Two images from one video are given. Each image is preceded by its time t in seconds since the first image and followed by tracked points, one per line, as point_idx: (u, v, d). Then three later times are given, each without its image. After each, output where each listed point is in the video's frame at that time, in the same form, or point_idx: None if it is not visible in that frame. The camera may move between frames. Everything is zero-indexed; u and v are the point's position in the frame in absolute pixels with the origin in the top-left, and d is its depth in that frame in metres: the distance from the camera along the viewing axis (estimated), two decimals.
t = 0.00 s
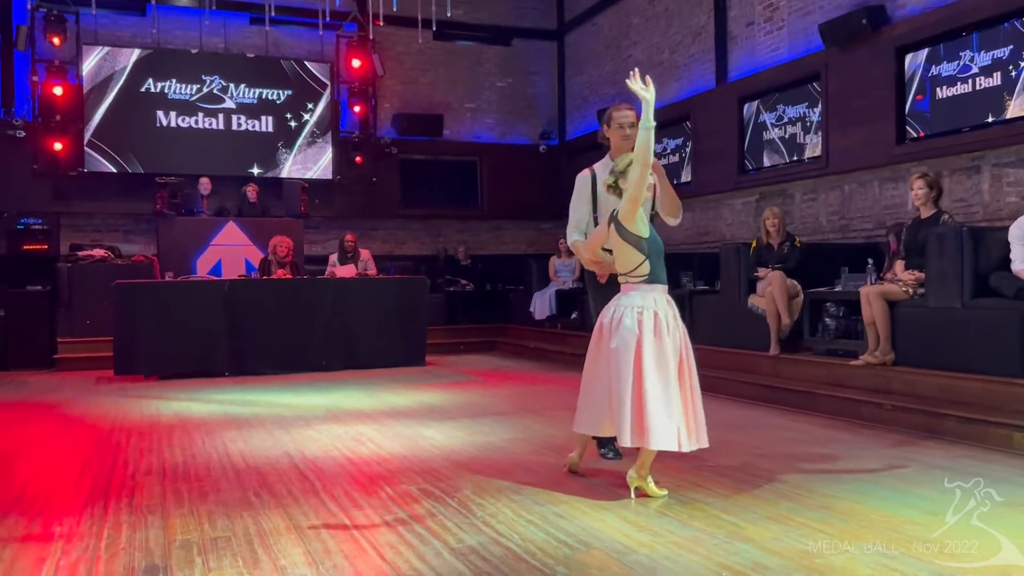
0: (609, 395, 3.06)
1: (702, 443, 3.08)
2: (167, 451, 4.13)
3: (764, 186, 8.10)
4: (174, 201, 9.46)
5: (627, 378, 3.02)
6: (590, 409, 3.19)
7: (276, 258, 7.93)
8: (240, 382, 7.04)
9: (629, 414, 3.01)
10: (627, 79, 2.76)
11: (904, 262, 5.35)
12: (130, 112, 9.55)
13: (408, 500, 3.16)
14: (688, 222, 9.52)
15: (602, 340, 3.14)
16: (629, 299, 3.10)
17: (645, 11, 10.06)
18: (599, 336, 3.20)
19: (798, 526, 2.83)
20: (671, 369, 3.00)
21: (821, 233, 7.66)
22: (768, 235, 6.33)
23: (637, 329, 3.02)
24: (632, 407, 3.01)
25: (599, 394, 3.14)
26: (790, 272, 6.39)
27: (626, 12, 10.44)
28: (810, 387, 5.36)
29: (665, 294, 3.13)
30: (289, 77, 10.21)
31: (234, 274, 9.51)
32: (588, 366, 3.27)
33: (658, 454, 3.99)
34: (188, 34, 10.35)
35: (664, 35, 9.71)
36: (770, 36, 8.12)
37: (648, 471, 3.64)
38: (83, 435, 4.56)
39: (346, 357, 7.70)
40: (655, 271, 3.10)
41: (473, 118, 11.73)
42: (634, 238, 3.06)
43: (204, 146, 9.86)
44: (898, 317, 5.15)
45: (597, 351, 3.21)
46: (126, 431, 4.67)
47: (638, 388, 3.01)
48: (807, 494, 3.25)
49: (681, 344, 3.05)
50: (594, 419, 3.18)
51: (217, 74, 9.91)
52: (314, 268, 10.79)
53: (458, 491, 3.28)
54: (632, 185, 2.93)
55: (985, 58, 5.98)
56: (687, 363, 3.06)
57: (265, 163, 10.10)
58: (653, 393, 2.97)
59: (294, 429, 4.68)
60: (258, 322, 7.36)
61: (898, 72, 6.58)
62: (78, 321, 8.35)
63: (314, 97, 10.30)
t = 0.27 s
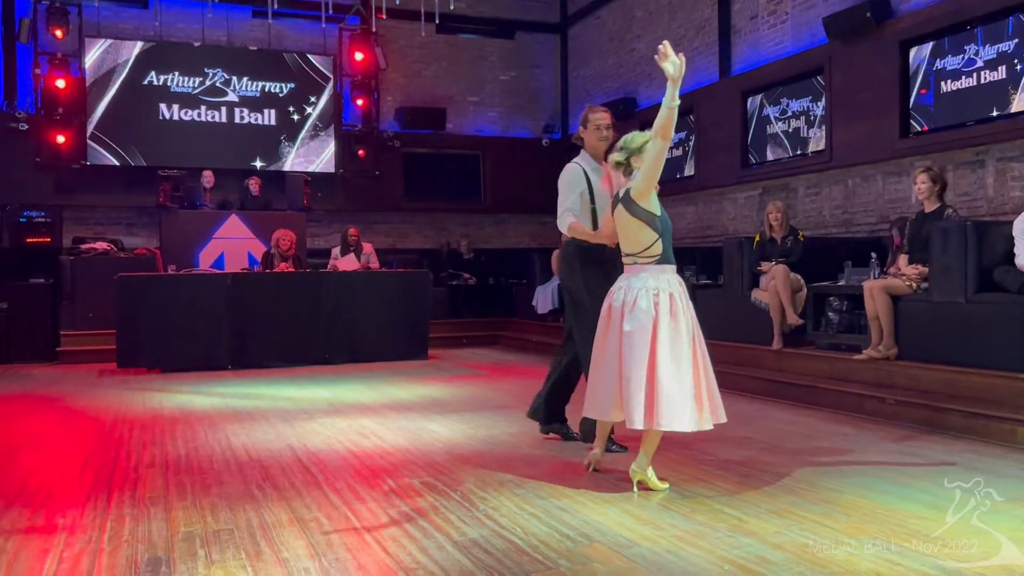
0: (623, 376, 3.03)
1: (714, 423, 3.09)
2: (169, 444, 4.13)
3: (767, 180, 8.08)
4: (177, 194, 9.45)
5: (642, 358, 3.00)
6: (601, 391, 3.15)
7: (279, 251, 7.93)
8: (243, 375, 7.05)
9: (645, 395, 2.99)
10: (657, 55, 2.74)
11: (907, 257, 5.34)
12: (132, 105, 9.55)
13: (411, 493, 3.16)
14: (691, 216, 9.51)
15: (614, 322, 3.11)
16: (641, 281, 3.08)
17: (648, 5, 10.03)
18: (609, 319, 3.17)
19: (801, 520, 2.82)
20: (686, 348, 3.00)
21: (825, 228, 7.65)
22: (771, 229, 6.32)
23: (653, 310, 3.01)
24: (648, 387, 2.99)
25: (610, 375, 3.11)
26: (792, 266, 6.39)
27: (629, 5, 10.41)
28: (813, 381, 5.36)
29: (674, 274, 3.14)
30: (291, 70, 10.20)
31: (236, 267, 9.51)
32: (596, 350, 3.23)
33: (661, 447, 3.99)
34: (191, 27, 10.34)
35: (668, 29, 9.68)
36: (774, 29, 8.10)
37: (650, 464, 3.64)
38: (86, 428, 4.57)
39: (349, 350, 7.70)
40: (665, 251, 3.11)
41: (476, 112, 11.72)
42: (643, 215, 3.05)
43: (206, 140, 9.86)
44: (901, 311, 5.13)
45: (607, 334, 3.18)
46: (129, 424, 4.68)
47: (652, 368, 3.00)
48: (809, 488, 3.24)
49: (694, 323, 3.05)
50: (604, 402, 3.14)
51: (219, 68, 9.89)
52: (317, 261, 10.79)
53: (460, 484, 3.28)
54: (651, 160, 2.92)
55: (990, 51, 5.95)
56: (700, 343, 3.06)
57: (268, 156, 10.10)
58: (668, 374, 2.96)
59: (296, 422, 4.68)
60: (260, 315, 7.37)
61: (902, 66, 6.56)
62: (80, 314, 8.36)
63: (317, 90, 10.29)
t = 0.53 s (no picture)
0: (636, 371, 3.02)
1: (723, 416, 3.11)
2: (171, 439, 4.14)
3: (769, 175, 8.07)
4: (179, 189, 9.41)
5: (655, 354, 3.01)
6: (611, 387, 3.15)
7: (281, 247, 7.93)
8: (245, 370, 7.06)
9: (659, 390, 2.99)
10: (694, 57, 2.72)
11: (909, 252, 5.33)
12: (134, 100, 9.54)
13: (412, 489, 3.16)
14: (693, 211, 9.50)
15: (623, 318, 3.10)
16: (650, 276, 3.07)
17: None
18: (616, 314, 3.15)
19: (802, 516, 2.82)
20: (698, 342, 3.00)
21: (827, 223, 7.64)
22: (773, 225, 6.31)
23: (666, 306, 3.00)
24: (662, 383, 2.99)
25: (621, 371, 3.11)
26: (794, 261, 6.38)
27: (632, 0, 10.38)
28: (815, 377, 5.36)
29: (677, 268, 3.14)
30: (293, 65, 10.19)
31: (239, 262, 9.52)
32: (603, 344, 3.21)
33: (662, 443, 3.99)
34: (193, 22, 10.33)
35: (670, 24, 9.66)
36: (777, 24, 8.08)
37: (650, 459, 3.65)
38: (88, 423, 4.57)
39: (351, 345, 7.71)
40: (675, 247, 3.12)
41: (478, 107, 11.70)
42: (657, 210, 3.05)
43: (208, 135, 9.85)
44: (903, 306, 5.12)
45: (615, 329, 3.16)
46: (131, 419, 4.68)
47: (665, 363, 3.00)
48: (811, 484, 3.24)
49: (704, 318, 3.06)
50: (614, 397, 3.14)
51: (221, 62, 9.89)
52: (319, 257, 10.79)
53: (461, 479, 3.28)
54: (672, 157, 2.91)
55: (993, 47, 5.94)
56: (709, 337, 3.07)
57: (270, 151, 10.10)
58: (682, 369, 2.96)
59: (298, 417, 4.69)
60: (262, 310, 7.37)
61: (905, 61, 6.54)
62: (83, 309, 8.36)
63: (319, 84, 10.27)
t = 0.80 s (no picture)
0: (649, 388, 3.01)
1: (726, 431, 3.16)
2: (174, 435, 4.15)
3: (772, 172, 8.06)
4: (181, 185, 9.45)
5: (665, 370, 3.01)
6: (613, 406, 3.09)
7: (283, 243, 7.93)
8: (247, 366, 7.07)
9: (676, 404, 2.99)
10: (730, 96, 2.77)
11: (912, 249, 5.32)
12: (137, 96, 9.54)
13: (414, 485, 3.17)
14: (695, 208, 9.50)
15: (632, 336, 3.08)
16: (656, 295, 3.09)
17: None
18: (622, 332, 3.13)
19: (804, 513, 2.82)
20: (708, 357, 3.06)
21: (830, 220, 7.64)
22: (775, 221, 6.30)
23: (679, 322, 3.03)
24: (679, 401, 3.00)
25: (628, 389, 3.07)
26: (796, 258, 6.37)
27: None
28: (817, 373, 5.37)
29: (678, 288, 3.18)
30: (296, 61, 10.18)
31: (241, 258, 9.53)
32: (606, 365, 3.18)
33: (664, 440, 3.99)
34: (195, 18, 10.33)
35: (673, 20, 9.65)
36: (779, 21, 8.07)
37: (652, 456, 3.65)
38: (91, 419, 4.58)
39: (353, 342, 7.71)
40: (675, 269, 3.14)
41: (480, 103, 11.70)
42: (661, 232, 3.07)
43: (211, 131, 9.86)
44: (906, 303, 5.11)
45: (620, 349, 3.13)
46: (134, 415, 4.69)
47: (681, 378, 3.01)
48: (813, 481, 3.24)
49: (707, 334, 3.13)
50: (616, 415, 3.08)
51: (224, 59, 9.89)
52: (321, 253, 10.79)
53: (463, 476, 3.28)
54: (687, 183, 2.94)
55: (996, 43, 5.92)
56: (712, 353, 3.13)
57: (272, 148, 10.10)
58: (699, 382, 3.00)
59: (300, 414, 4.69)
60: (264, 307, 7.38)
61: (908, 57, 6.53)
62: (85, 305, 8.37)
63: (322, 81, 10.27)
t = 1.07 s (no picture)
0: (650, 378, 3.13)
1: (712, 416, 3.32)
2: (179, 431, 4.16)
3: (776, 169, 8.05)
4: (185, 183, 9.46)
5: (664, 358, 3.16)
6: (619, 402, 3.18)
7: (288, 240, 7.94)
8: (252, 363, 7.08)
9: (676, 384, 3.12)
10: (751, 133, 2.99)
11: (917, 246, 5.31)
12: (141, 94, 9.55)
13: (418, 481, 3.17)
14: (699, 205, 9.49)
15: (623, 335, 3.21)
16: (637, 293, 3.26)
17: None
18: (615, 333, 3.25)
19: (809, 510, 2.82)
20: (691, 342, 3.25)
21: (834, 217, 7.62)
22: (780, 218, 6.30)
23: (661, 312, 3.23)
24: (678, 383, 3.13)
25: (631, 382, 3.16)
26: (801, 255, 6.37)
27: None
28: (822, 370, 5.37)
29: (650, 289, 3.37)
30: (300, 58, 10.19)
31: (245, 255, 9.54)
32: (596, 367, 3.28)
33: (669, 437, 3.99)
34: (199, 16, 10.34)
35: (677, 17, 9.64)
36: (784, 17, 8.05)
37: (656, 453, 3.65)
38: (96, 416, 4.60)
39: (357, 339, 7.72)
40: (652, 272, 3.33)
41: (484, 100, 11.70)
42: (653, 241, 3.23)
43: (215, 129, 9.87)
44: (911, 300, 5.11)
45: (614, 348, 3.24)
46: (139, 412, 4.70)
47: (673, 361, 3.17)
48: (817, 478, 3.24)
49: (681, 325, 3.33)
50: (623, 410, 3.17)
51: (228, 56, 9.90)
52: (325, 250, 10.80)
53: (468, 473, 3.29)
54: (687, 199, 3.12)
55: (1001, 39, 5.91)
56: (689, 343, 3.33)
57: (276, 145, 10.11)
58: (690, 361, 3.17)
59: (305, 411, 4.70)
60: (268, 304, 7.39)
61: (913, 54, 6.51)
62: (90, 302, 8.39)
63: (326, 78, 10.28)
